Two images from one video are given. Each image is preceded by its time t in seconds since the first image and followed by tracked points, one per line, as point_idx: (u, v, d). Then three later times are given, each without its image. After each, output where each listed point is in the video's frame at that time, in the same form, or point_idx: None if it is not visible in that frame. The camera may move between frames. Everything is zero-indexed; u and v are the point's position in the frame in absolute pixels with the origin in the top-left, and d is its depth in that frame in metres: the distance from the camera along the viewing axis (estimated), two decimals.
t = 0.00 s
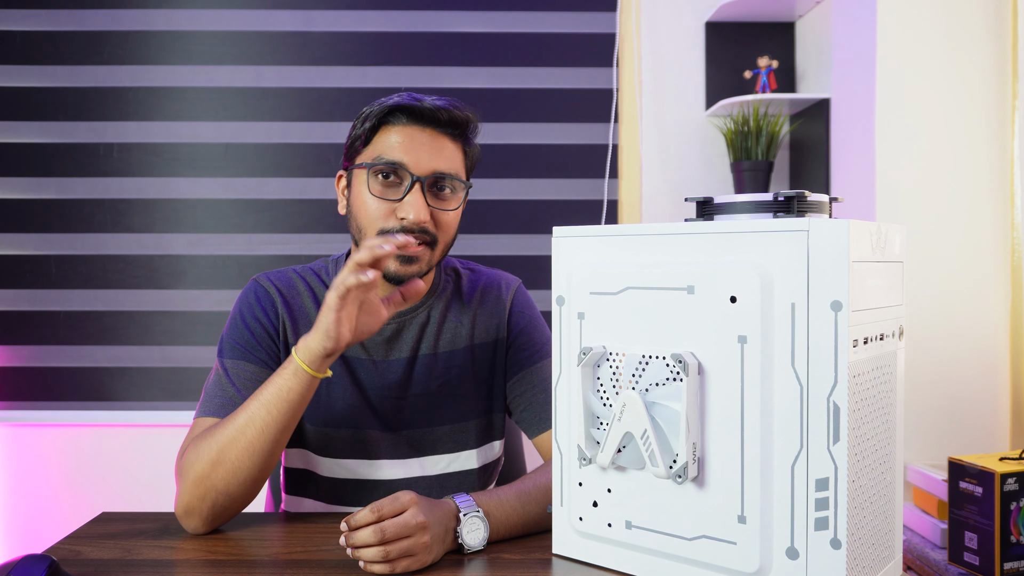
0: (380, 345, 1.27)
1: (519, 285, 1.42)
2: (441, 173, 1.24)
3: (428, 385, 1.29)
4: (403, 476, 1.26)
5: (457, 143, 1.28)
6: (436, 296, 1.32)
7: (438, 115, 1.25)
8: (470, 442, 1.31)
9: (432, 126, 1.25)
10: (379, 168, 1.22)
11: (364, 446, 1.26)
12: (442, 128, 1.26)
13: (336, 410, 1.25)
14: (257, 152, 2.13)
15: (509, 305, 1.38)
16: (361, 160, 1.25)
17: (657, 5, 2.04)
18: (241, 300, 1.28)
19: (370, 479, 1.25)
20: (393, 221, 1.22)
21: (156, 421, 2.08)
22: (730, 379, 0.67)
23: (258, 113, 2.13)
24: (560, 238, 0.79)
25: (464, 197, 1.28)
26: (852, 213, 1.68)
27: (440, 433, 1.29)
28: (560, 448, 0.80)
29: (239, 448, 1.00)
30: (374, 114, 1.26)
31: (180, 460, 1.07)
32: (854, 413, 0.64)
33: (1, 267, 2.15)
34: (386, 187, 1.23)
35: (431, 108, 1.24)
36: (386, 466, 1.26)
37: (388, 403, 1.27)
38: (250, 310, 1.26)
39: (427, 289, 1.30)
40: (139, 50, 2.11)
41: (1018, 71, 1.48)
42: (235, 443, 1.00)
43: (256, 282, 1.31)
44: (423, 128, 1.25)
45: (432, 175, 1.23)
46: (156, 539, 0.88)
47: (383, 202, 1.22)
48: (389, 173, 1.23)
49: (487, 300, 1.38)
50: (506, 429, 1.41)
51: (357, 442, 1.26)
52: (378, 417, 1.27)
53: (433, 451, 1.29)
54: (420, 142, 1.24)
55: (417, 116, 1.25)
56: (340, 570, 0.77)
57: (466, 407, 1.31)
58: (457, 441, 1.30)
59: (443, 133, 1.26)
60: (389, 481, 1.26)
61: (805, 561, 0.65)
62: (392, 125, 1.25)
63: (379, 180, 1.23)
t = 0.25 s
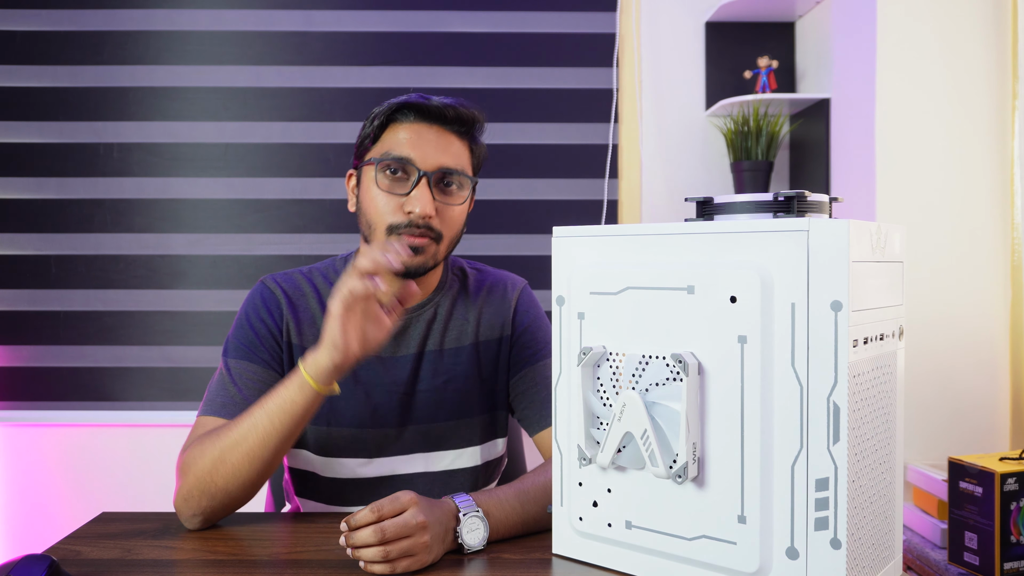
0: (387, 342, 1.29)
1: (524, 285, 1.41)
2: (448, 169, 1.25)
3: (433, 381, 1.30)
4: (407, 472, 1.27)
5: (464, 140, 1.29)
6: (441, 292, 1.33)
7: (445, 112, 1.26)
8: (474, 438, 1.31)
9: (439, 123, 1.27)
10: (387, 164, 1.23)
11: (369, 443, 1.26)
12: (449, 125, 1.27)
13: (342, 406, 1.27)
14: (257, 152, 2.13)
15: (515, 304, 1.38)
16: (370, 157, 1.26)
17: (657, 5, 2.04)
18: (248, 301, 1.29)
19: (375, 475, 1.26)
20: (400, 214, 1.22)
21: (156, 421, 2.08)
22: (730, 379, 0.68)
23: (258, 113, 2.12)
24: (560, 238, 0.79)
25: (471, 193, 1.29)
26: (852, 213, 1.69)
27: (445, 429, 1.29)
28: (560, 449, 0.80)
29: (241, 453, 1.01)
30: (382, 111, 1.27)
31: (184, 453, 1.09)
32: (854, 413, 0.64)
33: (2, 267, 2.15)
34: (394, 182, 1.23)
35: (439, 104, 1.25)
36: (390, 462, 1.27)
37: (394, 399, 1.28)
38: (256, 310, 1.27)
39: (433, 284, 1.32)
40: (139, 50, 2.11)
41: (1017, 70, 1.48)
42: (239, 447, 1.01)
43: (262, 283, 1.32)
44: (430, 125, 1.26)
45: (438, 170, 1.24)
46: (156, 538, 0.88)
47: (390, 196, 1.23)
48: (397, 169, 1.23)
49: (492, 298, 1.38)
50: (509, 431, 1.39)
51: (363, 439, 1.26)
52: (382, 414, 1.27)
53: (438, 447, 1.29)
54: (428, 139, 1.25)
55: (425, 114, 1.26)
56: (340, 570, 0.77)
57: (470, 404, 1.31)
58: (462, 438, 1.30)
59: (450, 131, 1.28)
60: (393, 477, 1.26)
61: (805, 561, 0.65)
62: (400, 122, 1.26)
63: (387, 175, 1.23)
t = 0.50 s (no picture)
0: (404, 338, 1.30)
1: (534, 283, 1.42)
2: (454, 161, 1.28)
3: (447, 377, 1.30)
4: (419, 467, 1.27)
5: (469, 133, 1.31)
6: (455, 290, 1.34)
7: (448, 105, 1.28)
8: (484, 434, 1.31)
9: (442, 118, 1.29)
10: (395, 160, 1.26)
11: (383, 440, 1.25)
12: (452, 119, 1.30)
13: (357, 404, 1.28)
14: (257, 152, 2.13)
15: (524, 302, 1.37)
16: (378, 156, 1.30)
17: (657, 5, 2.04)
18: (264, 298, 1.30)
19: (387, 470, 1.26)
20: (410, 207, 1.25)
21: (156, 421, 2.09)
22: (730, 379, 0.67)
23: (258, 113, 2.12)
24: (560, 238, 0.79)
25: (477, 183, 1.31)
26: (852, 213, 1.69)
27: (458, 424, 1.29)
28: (560, 448, 0.80)
29: (242, 478, 1.00)
30: (388, 111, 1.30)
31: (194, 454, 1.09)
32: (854, 413, 0.64)
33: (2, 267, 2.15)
34: (403, 177, 1.27)
35: (441, 100, 1.28)
36: (402, 458, 1.26)
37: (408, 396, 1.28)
38: (270, 308, 1.28)
39: (447, 280, 1.32)
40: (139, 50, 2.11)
41: (1018, 70, 1.48)
42: (242, 470, 1.01)
43: (279, 280, 1.32)
44: (434, 120, 1.29)
45: (444, 162, 1.27)
46: (157, 538, 0.88)
47: (399, 190, 1.26)
48: (405, 164, 1.27)
49: (503, 296, 1.38)
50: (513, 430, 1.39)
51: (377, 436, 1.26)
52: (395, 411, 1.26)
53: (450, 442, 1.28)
54: (433, 134, 1.28)
55: (428, 109, 1.28)
56: (341, 570, 0.77)
57: (482, 401, 1.31)
58: (474, 433, 1.30)
59: (454, 124, 1.30)
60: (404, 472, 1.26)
61: (805, 561, 0.65)
62: (404, 120, 1.28)
63: (396, 171, 1.27)
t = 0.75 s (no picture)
0: (404, 338, 1.29)
1: (541, 286, 1.39)
2: (458, 163, 1.27)
3: (449, 377, 1.29)
4: (418, 465, 1.28)
5: (474, 136, 1.32)
6: (460, 290, 1.33)
7: (451, 108, 1.29)
8: (485, 436, 1.30)
9: (447, 121, 1.30)
10: (400, 163, 1.26)
11: (382, 438, 1.28)
12: (458, 122, 1.30)
13: (358, 403, 1.28)
14: (257, 152, 2.13)
15: (530, 303, 1.36)
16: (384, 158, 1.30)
17: (657, 5, 2.04)
18: (266, 299, 1.35)
19: (387, 468, 1.28)
20: (413, 210, 1.25)
21: (155, 421, 2.09)
22: (730, 379, 0.68)
23: (258, 113, 2.13)
24: (560, 238, 0.79)
25: (482, 187, 1.31)
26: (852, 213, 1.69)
27: (459, 425, 1.28)
28: (560, 448, 0.80)
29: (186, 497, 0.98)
30: (393, 113, 1.31)
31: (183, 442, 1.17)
32: (854, 413, 0.64)
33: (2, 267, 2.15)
34: (406, 180, 1.27)
35: (445, 102, 1.29)
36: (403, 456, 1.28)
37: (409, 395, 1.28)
38: (269, 308, 1.32)
39: (450, 281, 1.32)
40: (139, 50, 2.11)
41: (1018, 70, 1.48)
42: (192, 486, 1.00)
43: (284, 281, 1.36)
44: (439, 123, 1.30)
45: (449, 165, 1.27)
46: (156, 538, 0.88)
47: (403, 193, 1.26)
48: (409, 167, 1.27)
49: (508, 297, 1.37)
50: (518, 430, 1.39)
51: (379, 434, 1.28)
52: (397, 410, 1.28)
53: (450, 443, 1.28)
54: (437, 136, 1.28)
55: (433, 112, 1.29)
56: (341, 570, 0.77)
57: (483, 401, 1.30)
58: (475, 433, 1.29)
59: (459, 128, 1.30)
60: (405, 470, 1.28)
61: (805, 561, 0.65)
62: (410, 122, 1.30)
63: (400, 173, 1.27)
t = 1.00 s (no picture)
0: (386, 333, 1.29)
1: (525, 285, 1.39)
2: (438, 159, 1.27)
3: (432, 374, 1.30)
4: (403, 460, 1.28)
5: (447, 130, 1.32)
6: (442, 287, 1.33)
7: (425, 105, 1.28)
8: (468, 433, 1.30)
9: (421, 117, 1.29)
10: (380, 164, 1.25)
11: (366, 434, 1.28)
12: (431, 117, 1.30)
13: (341, 399, 1.28)
14: (257, 152, 2.13)
15: (515, 301, 1.36)
16: (359, 160, 1.28)
17: (657, 5, 2.04)
18: (255, 299, 1.35)
19: (372, 463, 1.28)
20: (400, 210, 1.24)
21: (155, 421, 2.10)
22: (730, 379, 0.68)
23: (258, 113, 2.12)
24: (560, 238, 0.79)
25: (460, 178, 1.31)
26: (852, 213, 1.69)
27: (442, 421, 1.29)
28: (560, 448, 0.80)
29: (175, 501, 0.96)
30: (365, 115, 1.28)
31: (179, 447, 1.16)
32: (854, 413, 0.64)
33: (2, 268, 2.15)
34: (388, 180, 1.25)
35: (418, 99, 1.28)
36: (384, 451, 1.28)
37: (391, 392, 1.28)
38: (258, 308, 1.32)
39: (435, 276, 1.32)
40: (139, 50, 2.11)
41: (1018, 70, 1.47)
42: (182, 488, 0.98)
43: (272, 280, 1.36)
44: (414, 121, 1.28)
45: (428, 162, 1.26)
46: (156, 538, 0.88)
47: (386, 194, 1.25)
48: (389, 168, 1.25)
49: (492, 295, 1.36)
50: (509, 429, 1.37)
51: (360, 429, 1.28)
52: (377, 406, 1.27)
53: (433, 439, 1.29)
54: (414, 134, 1.27)
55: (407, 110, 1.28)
56: (341, 570, 0.77)
57: (465, 398, 1.30)
58: (457, 430, 1.30)
59: (433, 123, 1.30)
60: (391, 465, 1.28)
61: (805, 561, 0.65)
62: (384, 122, 1.28)
63: (381, 174, 1.25)
